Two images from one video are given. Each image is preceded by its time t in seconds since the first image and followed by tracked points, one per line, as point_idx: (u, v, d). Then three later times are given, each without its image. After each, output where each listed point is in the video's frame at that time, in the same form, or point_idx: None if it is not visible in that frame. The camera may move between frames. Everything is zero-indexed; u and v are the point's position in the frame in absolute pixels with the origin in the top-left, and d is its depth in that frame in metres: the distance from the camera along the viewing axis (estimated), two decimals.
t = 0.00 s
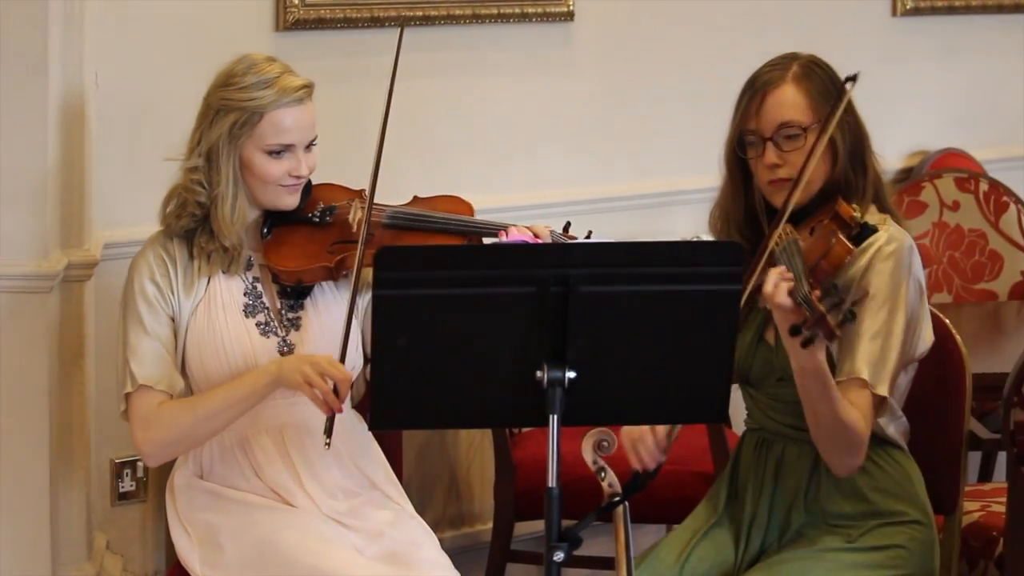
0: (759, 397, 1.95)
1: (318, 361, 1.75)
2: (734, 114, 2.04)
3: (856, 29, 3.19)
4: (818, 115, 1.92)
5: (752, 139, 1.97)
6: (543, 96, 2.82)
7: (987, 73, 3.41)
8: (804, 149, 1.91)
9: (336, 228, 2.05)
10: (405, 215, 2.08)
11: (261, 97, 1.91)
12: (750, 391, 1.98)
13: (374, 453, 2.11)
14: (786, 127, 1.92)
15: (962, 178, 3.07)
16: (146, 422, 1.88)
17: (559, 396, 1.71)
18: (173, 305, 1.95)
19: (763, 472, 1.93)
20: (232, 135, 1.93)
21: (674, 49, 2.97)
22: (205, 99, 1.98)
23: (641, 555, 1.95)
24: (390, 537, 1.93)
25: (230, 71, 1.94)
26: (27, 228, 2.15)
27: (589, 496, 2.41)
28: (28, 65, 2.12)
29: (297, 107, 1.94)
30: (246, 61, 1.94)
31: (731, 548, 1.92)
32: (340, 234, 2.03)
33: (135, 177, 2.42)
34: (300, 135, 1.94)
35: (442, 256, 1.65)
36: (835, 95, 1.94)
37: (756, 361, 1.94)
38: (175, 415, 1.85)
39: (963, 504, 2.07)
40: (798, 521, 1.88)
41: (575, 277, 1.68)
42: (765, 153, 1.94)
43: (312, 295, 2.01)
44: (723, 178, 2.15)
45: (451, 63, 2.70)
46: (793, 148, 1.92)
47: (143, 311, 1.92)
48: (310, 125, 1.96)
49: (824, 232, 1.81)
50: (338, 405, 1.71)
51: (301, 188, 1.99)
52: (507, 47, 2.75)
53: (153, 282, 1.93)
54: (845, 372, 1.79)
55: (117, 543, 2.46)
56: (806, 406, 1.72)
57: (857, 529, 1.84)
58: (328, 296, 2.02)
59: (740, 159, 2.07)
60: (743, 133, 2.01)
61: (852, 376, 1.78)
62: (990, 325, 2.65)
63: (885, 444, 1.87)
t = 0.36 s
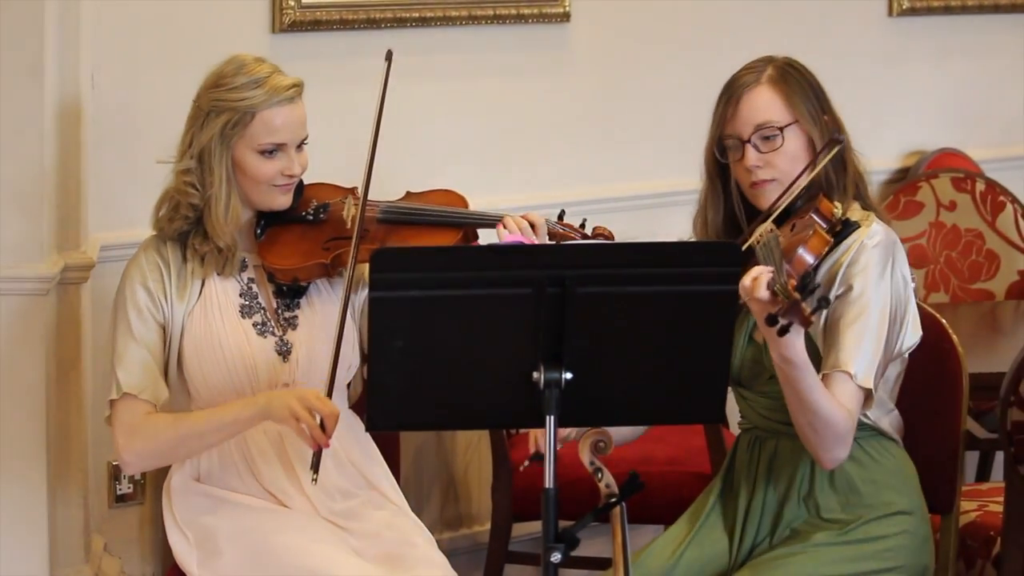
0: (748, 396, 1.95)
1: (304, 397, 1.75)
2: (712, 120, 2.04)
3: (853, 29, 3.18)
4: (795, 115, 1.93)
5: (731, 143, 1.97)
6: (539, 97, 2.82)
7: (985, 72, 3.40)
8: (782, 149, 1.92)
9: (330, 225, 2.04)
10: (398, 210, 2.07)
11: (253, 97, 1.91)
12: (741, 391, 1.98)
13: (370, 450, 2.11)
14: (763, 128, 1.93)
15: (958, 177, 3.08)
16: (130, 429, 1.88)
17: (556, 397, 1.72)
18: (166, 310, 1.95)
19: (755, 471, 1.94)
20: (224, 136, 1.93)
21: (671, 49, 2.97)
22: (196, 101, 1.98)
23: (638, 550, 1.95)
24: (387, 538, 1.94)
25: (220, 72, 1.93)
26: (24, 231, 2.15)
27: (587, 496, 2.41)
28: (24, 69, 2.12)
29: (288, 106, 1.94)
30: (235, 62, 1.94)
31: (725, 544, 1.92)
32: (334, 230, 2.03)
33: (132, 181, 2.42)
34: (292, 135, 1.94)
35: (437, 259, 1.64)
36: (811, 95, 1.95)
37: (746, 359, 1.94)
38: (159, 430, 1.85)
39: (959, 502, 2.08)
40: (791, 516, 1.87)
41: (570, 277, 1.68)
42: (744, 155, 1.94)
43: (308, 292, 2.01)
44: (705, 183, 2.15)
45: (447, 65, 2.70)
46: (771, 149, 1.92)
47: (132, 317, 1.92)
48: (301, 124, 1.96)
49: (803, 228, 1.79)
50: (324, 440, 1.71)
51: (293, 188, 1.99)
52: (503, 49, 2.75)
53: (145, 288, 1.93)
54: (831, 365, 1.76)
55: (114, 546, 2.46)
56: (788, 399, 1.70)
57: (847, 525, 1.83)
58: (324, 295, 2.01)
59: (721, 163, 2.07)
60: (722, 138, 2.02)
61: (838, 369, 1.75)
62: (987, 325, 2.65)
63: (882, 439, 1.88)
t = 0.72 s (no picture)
0: (751, 401, 1.94)
1: (296, 444, 1.68)
2: (714, 124, 2.04)
3: (854, 31, 3.18)
4: (795, 121, 1.92)
5: (732, 149, 1.97)
6: (540, 100, 2.82)
7: (986, 74, 3.40)
8: (783, 156, 1.92)
9: (328, 226, 2.04)
10: (397, 207, 2.06)
11: (243, 99, 1.91)
12: (740, 395, 1.97)
13: (371, 457, 2.10)
14: (764, 135, 1.92)
15: (959, 180, 3.07)
16: (123, 441, 1.87)
17: (558, 402, 1.71)
18: (165, 320, 1.94)
19: (756, 473, 1.93)
20: (217, 139, 1.94)
21: (672, 52, 2.97)
22: (188, 106, 1.98)
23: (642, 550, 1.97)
24: (389, 543, 1.94)
25: (211, 77, 1.94)
26: (25, 238, 2.15)
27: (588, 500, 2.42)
28: (25, 76, 2.13)
29: (279, 107, 1.94)
30: (224, 65, 1.95)
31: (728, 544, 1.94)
32: (332, 231, 2.03)
33: (133, 187, 2.42)
34: (285, 135, 1.95)
35: (432, 263, 1.65)
36: (811, 100, 1.94)
37: (748, 364, 1.94)
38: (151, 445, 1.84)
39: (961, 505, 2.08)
40: (792, 518, 1.87)
41: (570, 281, 1.68)
42: (744, 162, 1.94)
43: (307, 295, 2.01)
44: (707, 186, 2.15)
45: (447, 69, 2.70)
46: (771, 156, 1.92)
47: (129, 327, 1.92)
48: (293, 124, 1.96)
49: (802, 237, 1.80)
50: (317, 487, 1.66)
51: (289, 190, 1.99)
52: (504, 53, 2.75)
53: (142, 297, 1.93)
54: (830, 375, 1.76)
55: (117, 552, 2.47)
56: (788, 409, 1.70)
57: (855, 520, 1.82)
58: (324, 297, 2.02)
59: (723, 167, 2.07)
60: (724, 143, 2.02)
61: (838, 379, 1.75)
62: (989, 328, 2.64)
63: (883, 441, 1.88)
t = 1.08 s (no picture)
0: (761, 407, 1.95)
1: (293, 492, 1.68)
2: (740, 122, 2.03)
3: (857, 37, 3.18)
4: (826, 125, 1.92)
5: (760, 148, 1.96)
6: (542, 107, 2.82)
7: (989, 80, 3.39)
8: (811, 159, 1.92)
9: (328, 233, 2.05)
10: (396, 213, 2.08)
11: (238, 106, 1.91)
12: (753, 401, 1.97)
13: (376, 467, 2.10)
14: (793, 137, 1.92)
15: (962, 186, 3.09)
16: (127, 453, 1.88)
17: (559, 409, 1.70)
18: (165, 328, 1.94)
19: (766, 480, 1.94)
20: (215, 147, 1.94)
21: (674, 58, 2.97)
22: (184, 116, 1.98)
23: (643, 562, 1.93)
24: (390, 550, 1.93)
25: (205, 85, 1.94)
26: (28, 246, 2.16)
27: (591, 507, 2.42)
28: (28, 85, 2.13)
29: (276, 112, 1.94)
30: (219, 73, 1.95)
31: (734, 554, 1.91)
32: (333, 237, 2.04)
33: (135, 195, 2.43)
34: (283, 140, 1.95)
35: (431, 271, 1.65)
36: (840, 104, 1.94)
37: (760, 369, 1.94)
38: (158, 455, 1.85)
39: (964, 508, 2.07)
40: (801, 529, 1.87)
41: (572, 288, 1.68)
42: (771, 162, 1.93)
43: (308, 304, 2.00)
44: (728, 186, 2.14)
45: (449, 77, 2.70)
46: (799, 158, 1.92)
47: (131, 339, 1.92)
48: (291, 129, 1.97)
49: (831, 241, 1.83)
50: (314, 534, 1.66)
51: (289, 196, 1.99)
52: (506, 60, 2.75)
53: (142, 306, 1.93)
54: (851, 382, 1.77)
55: (122, 560, 2.46)
56: (812, 413, 1.71)
57: (859, 538, 1.83)
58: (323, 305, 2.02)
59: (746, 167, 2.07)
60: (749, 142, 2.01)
61: (858, 387, 1.77)
62: (992, 334, 2.64)
63: (884, 451, 1.89)
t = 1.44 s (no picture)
0: (770, 413, 1.95)
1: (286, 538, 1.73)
2: (751, 131, 2.03)
3: (858, 41, 3.18)
4: (839, 133, 1.93)
5: (773, 157, 1.97)
6: (543, 112, 2.82)
7: (990, 84, 3.39)
8: (826, 168, 1.93)
9: (329, 237, 2.03)
10: (398, 219, 2.06)
11: (240, 111, 1.92)
12: (759, 407, 1.97)
13: (380, 474, 2.11)
14: (809, 146, 1.93)
15: (963, 191, 3.07)
16: (145, 459, 1.89)
17: (559, 413, 1.71)
18: (169, 332, 1.94)
19: (773, 484, 1.94)
20: (217, 152, 1.94)
21: (675, 63, 2.97)
22: (185, 121, 1.99)
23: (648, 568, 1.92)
24: (392, 555, 1.94)
25: (207, 91, 1.94)
26: (30, 251, 2.16)
27: (592, 511, 2.42)
28: (29, 91, 2.14)
29: (277, 117, 1.95)
30: (219, 79, 1.95)
31: (739, 560, 1.90)
32: (334, 243, 2.02)
33: (137, 201, 2.43)
34: (285, 144, 1.96)
35: (430, 276, 1.65)
36: (852, 112, 1.96)
37: (769, 376, 1.94)
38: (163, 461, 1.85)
39: (965, 514, 2.09)
40: (809, 534, 1.87)
41: (572, 292, 1.68)
42: (786, 171, 1.94)
43: (309, 308, 2.01)
44: (737, 194, 2.14)
45: (450, 82, 2.70)
46: (814, 167, 1.93)
47: (138, 343, 1.92)
48: (293, 133, 1.97)
49: (854, 255, 1.82)
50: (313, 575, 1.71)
51: (291, 200, 1.99)
52: (507, 65, 2.75)
53: (146, 309, 1.93)
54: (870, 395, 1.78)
55: (123, 566, 2.42)
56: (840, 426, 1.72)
57: (865, 543, 1.83)
58: (324, 311, 2.02)
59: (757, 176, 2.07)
60: (761, 151, 2.01)
61: (879, 400, 1.77)
62: (994, 338, 2.64)
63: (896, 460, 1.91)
